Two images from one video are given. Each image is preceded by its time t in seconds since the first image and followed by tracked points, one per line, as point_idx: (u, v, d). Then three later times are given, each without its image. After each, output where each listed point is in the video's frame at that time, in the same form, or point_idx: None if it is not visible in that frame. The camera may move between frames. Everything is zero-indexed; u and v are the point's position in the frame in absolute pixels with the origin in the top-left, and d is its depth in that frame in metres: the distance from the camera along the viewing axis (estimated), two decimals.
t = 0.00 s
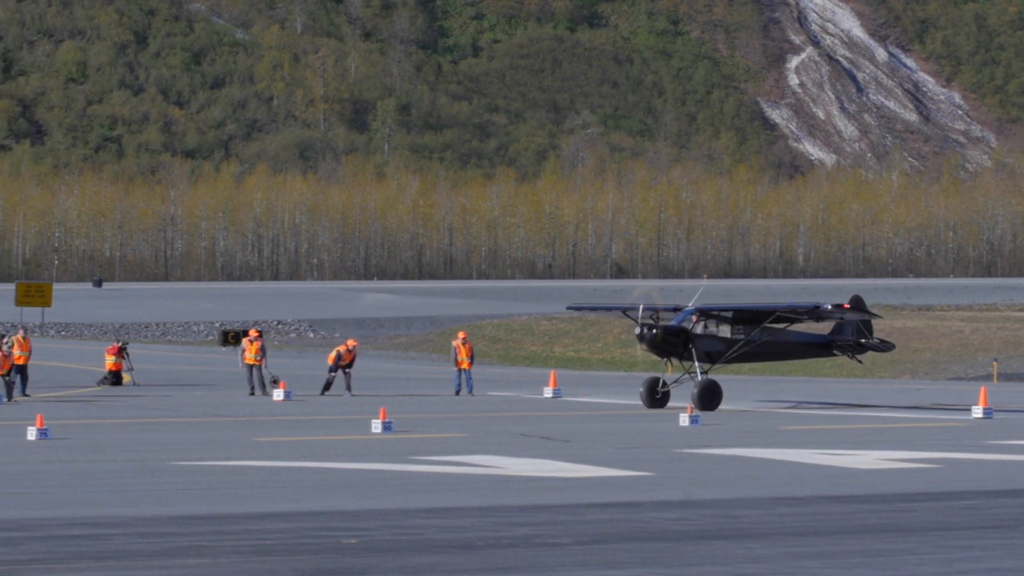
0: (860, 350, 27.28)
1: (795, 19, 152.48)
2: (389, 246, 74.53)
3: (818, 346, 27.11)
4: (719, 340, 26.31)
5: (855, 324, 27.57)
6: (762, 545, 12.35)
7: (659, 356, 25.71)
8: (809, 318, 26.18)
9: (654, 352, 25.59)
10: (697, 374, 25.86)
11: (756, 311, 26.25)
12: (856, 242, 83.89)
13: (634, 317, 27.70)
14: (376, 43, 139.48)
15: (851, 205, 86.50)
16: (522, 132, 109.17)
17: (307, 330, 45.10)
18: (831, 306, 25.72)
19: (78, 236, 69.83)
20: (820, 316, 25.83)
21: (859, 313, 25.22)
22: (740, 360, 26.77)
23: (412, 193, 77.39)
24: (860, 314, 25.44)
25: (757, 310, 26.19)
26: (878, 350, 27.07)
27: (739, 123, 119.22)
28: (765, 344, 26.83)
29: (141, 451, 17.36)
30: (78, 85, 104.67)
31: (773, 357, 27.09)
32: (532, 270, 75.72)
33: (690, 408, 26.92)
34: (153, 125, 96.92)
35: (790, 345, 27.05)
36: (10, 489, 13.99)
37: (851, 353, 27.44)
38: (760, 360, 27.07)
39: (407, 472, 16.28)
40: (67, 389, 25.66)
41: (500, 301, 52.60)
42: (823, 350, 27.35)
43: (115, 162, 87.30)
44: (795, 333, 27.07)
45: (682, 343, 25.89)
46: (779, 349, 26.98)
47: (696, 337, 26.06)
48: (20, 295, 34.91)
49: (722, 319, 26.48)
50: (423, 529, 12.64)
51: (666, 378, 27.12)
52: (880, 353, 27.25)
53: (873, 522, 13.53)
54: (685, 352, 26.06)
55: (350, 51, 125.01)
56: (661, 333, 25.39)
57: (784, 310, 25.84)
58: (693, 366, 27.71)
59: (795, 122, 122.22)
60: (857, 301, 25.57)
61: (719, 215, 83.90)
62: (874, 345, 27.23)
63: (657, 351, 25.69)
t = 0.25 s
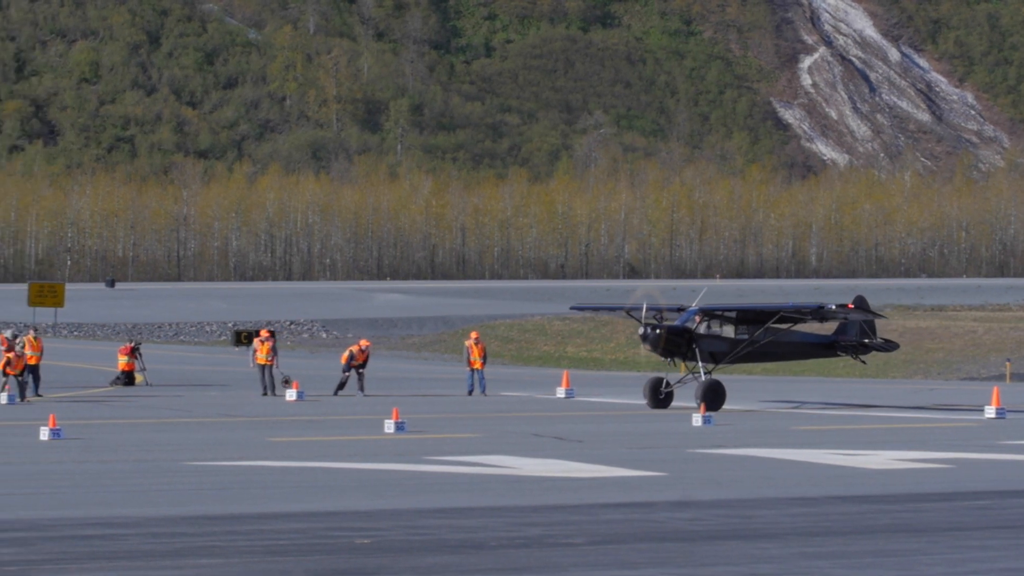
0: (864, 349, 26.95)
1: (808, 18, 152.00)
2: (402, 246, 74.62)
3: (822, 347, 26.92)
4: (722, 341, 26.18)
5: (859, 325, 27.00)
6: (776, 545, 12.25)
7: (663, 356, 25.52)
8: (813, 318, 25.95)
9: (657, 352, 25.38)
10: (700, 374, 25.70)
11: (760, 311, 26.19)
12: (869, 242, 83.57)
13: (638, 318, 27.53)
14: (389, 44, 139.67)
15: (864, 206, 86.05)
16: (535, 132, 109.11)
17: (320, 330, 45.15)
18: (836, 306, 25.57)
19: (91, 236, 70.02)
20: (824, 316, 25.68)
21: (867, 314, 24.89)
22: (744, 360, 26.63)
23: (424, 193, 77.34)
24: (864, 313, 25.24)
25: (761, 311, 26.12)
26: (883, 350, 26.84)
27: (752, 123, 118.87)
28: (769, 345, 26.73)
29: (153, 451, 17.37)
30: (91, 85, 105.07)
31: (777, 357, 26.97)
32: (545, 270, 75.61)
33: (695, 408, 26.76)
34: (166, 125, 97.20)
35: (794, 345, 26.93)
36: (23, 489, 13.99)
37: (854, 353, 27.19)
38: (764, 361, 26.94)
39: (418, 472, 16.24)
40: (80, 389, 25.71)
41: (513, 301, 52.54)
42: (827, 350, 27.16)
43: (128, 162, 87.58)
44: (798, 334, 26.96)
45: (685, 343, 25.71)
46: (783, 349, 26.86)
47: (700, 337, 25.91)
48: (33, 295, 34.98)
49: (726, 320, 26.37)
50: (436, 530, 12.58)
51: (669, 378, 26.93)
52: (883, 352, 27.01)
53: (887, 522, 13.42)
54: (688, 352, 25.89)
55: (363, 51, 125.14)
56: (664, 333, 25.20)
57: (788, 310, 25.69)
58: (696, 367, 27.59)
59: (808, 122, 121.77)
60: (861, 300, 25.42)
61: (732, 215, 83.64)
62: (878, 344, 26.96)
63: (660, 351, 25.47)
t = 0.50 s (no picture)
0: (866, 350, 27.05)
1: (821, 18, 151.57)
2: (415, 246, 74.65)
3: (824, 347, 26.92)
4: (725, 341, 26.01)
5: (862, 325, 27.26)
6: (789, 545, 12.16)
7: (665, 355, 25.27)
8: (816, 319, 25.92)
9: (659, 351, 25.15)
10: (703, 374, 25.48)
11: (763, 311, 26.05)
12: (882, 242, 83.23)
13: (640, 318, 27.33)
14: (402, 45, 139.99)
15: (877, 205, 85.63)
16: (547, 132, 109.12)
17: (332, 330, 45.19)
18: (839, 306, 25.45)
19: (103, 237, 70.18)
20: (827, 317, 25.55)
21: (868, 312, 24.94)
22: (746, 361, 26.47)
23: (437, 192, 77.26)
24: (867, 314, 25.16)
25: (764, 310, 25.95)
26: (884, 351, 26.90)
27: (765, 123, 118.49)
28: (772, 345, 26.59)
29: (166, 451, 17.37)
30: (104, 86, 105.56)
31: (779, 358, 26.85)
32: (558, 270, 75.64)
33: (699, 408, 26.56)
34: (179, 125, 97.52)
35: (796, 346, 26.80)
36: (37, 489, 13.99)
37: (857, 354, 27.22)
38: (766, 361, 26.78)
39: (429, 472, 16.20)
40: (93, 389, 25.75)
41: (525, 301, 52.48)
42: (829, 350, 27.14)
43: (140, 161, 87.85)
44: (800, 334, 26.82)
45: (688, 343, 25.53)
46: (785, 349, 26.72)
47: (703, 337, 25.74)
48: (46, 295, 35.03)
49: (729, 320, 26.25)
50: (448, 530, 12.53)
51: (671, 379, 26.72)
52: (886, 354, 27.05)
53: (900, 522, 13.30)
54: (691, 352, 25.69)
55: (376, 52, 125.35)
56: (667, 332, 25.02)
57: (791, 310, 25.55)
58: (699, 367, 27.40)
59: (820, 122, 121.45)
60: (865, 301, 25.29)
61: (744, 215, 83.34)
62: (880, 346, 27.03)
63: (663, 350, 25.23)
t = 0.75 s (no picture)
0: (869, 351, 26.51)
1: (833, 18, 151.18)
2: (428, 246, 74.70)
3: (827, 347, 26.59)
4: (728, 341, 25.91)
5: (865, 325, 27.16)
6: (802, 545, 12.07)
7: (668, 356, 25.32)
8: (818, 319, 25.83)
9: (662, 352, 25.20)
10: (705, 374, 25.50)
11: (765, 311, 25.88)
12: (895, 242, 82.86)
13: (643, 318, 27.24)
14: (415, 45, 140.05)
15: (890, 205, 85.21)
16: (560, 132, 109.06)
17: (346, 330, 45.24)
18: (842, 307, 25.41)
19: (116, 237, 70.31)
20: (830, 316, 25.43)
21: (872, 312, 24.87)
22: (749, 361, 26.32)
23: (450, 192, 77.23)
24: (870, 314, 25.06)
25: (767, 310, 25.77)
26: (887, 351, 26.49)
27: (778, 123, 118.12)
28: (775, 345, 26.38)
29: (179, 451, 17.38)
30: (117, 86, 106.00)
31: (782, 358, 26.62)
32: (571, 270, 75.79)
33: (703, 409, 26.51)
34: (192, 125, 97.81)
35: (799, 346, 26.57)
36: (51, 488, 14.02)
37: (860, 355, 26.77)
38: (770, 362, 26.61)
39: (441, 472, 16.17)
40: (107, 389, 25.81)
41: (538, 301, 52.41)
42: (832, 351, 26.80)
43: (154, 161, 88.11)
44: (803, 335, 26.60)
45: (690, 343, 25.49)
46: (788, 350, 26.48)
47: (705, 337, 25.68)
48: (59, 295, 35.09)
49: (731, 320, 26.14)
50: (461, 530, 12.48)
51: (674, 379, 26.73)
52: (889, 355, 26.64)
53: (914, 522, 13.20)
54: (693, 352, 25.63)
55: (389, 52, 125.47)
56: (669, 332, 25.05)
57: (793, 310, 25.40)
58: (703, 368, 27.31)
59: (833, 122, 121.04)
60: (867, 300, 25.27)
61: (757, 215, 82.92)
62: (883, 346, 26.62)
63: (665, 351, 25.29)
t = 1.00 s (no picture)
0: (873, 351, 26.54)
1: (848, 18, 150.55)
2: (442, 247, 74.70)
3: (831, 348, 26.52)
4: (731, 341, 25.73)
5: (869, 325, 26.89)
6: (816, 545, 11.97)
7: (671, 356, 25.21)
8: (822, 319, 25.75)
9: (665, 352, 25.08)
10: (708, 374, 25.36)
11: (769, 312, 25.69)
12: (909, 242, 82.44)
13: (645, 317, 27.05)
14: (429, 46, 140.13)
15: (904, 206, 84.64)
16: (575, 132, 108.95)
17: (360, 330, 45.25)
18: (845, 307, 25.33)
19: (131, 237, 70.53)
20: (833, 317, 25.35)
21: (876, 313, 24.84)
22: (752, 362, 26.14)
23: (465, 192, 77.17)
24: (874, 314, 25.07)
25: (771, 310, 25.59)
26: (891, 351, 26.46)
27: (792, 123, 117.68)
28: (778, 345, 26.21)
29: (194, 451, 17.39)
30: (131, 86, 106.55)
31: (786, 358, 26.45)
32: (585, 270, 75.68)
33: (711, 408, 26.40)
34: (206, 125, 98.20)
35: (802, 347, 26.42)
36: (64, 488, 14.01)
37: (863, 355, 26.75)
38: (773, 361, 26.43)
39: (452, 472, 16.13)
40: (121, 389, 25.88)
41: (552, 301, 52.31)
42: (836, 352, 26.74)
43: (167, 162, 88.40)
44: (806, 335, 26.46)
45: (693, 344, 25.33)
46: (792, 350, 26.30)
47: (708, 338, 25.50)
48: (73, 296, 35.16)
49: (735, 320, 25.93)
50: (475, 530, 12.41)
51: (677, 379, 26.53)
52: (893, 354, 26.61)
53: (928, 522, 13.07)
54: (696, 352, 25.47)
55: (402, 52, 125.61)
56: (672, 333, 24.93)
57: (797, 310, 25.25)
58: (706, 367, 27.12)
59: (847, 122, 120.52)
60: (871, 300, 25.29)
61: (771, 215, 82.47)
62: (887, 346, 26.59)
63: (668, 350, 25.19)
